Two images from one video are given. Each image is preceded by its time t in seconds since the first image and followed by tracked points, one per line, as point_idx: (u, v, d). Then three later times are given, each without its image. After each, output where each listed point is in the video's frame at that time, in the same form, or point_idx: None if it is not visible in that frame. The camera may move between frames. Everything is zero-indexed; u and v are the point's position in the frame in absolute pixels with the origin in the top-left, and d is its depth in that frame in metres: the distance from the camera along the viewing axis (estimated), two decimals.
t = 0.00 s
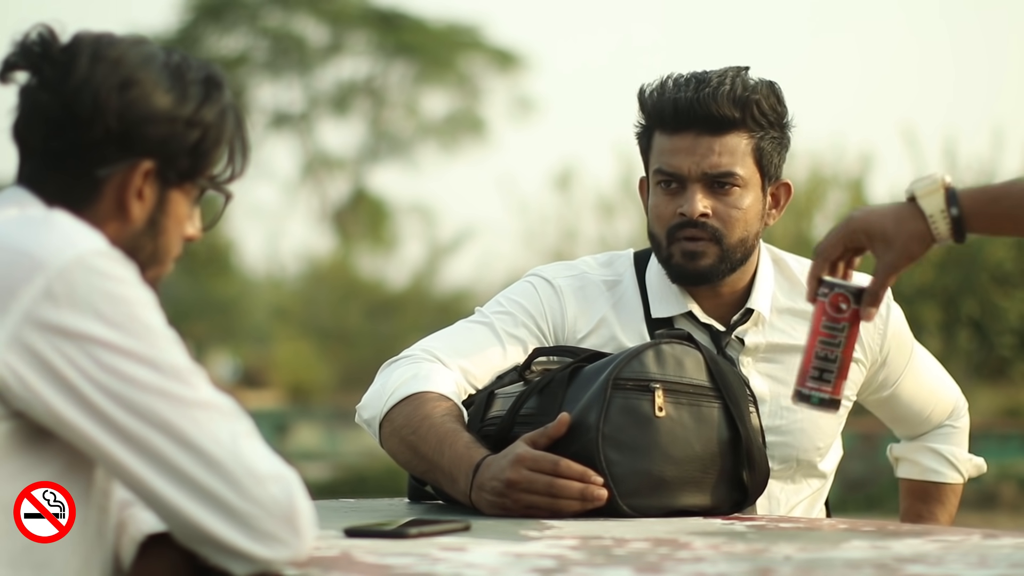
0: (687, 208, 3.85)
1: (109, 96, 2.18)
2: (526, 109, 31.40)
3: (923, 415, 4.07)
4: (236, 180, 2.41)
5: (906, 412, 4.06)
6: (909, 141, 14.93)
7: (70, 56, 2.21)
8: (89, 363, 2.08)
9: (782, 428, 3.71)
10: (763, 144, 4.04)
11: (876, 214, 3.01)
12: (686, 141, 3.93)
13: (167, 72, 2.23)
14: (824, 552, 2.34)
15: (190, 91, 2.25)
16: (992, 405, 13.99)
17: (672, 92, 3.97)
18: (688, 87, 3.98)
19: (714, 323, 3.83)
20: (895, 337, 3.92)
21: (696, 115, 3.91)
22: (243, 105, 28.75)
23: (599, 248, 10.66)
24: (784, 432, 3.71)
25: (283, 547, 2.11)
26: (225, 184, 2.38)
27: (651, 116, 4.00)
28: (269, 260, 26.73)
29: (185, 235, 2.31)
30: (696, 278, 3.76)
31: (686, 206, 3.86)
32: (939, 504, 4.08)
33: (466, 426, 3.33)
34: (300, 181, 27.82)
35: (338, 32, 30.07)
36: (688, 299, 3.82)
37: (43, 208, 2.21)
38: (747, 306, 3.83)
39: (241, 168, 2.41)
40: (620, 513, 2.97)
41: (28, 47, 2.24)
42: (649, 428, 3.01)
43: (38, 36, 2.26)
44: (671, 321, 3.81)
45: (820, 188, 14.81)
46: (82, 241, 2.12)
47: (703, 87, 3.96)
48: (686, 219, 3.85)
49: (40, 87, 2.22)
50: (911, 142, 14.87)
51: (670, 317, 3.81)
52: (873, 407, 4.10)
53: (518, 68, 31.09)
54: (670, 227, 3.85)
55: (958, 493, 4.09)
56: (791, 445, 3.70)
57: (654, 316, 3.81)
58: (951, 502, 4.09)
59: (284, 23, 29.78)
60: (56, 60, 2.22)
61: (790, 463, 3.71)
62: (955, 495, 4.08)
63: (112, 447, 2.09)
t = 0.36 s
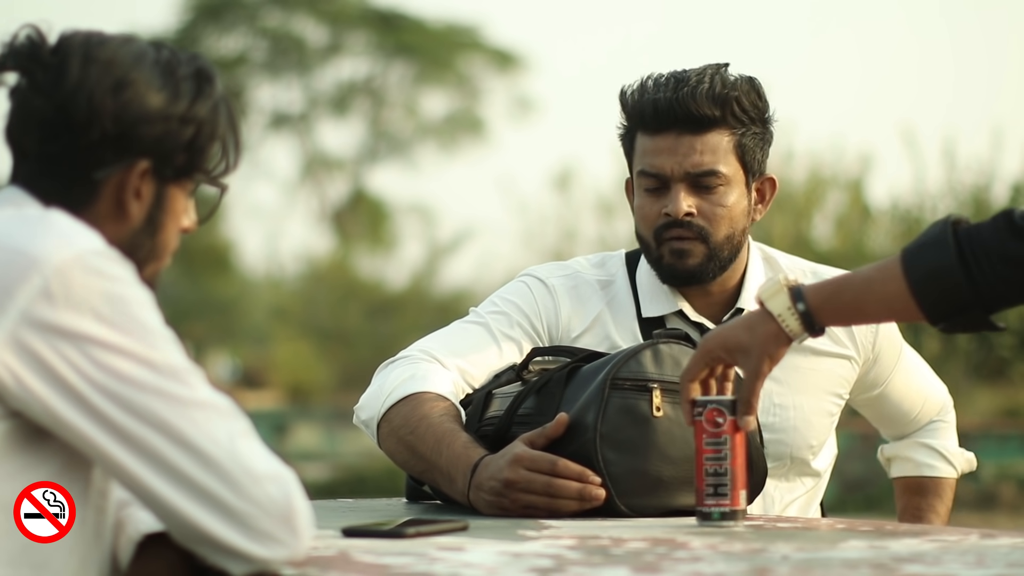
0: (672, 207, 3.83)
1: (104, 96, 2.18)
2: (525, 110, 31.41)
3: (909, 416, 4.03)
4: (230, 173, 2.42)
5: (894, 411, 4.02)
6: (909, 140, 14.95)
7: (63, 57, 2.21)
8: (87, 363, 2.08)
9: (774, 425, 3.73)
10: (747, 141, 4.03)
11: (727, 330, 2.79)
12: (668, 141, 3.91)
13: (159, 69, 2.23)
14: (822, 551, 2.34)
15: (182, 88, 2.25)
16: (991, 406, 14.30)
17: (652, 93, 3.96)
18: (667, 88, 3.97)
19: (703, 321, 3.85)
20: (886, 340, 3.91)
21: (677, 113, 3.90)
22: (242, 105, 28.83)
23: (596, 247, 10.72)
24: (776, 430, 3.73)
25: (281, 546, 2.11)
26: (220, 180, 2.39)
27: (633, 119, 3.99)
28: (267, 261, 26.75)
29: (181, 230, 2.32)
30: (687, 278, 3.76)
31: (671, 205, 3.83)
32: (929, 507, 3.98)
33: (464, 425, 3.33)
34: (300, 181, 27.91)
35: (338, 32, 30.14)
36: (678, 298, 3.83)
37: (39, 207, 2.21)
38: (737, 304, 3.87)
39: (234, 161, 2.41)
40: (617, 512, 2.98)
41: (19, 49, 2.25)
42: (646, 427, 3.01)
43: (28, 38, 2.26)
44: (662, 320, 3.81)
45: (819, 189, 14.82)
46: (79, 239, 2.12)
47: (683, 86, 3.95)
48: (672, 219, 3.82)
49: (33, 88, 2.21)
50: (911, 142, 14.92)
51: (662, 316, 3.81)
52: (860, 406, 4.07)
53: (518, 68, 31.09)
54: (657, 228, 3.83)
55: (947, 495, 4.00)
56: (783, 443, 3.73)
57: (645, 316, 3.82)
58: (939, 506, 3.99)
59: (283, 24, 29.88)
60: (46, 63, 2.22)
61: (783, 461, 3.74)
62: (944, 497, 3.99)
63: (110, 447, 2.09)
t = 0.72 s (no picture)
0: (682, 213, 3.81)
1: (97, 96, 2.18)
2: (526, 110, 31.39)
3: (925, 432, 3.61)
4: (229, 170, 2.42)
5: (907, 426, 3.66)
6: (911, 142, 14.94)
7: (56, 58, 2.21)
8: (86, 363, 2.08)
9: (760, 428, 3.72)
10: (749, 147, 4.03)
11: (729, 360, 2.73)
12: (678, 147, 3.90)
13: (152, 67, 2.23)
14: (824, 554, 2.34)
15: (175, 85, 2.25)
16: (991, 406, 14.32)
17: (660, 98, 3.95)
18: (675, 92, 3.96)
19: (689, 319, 3.83)
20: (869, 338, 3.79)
21: (687, 120, 3.88)
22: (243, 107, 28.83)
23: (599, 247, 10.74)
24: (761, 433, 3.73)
25: (281, 548, 2.11)
26: (217, 179, 2.39)
27: (638, 122, 3.97)
28: (268, 262, 26.75)
29: (182, 229, 2.32)
30: (694, 282, 3.77)
31: (681, 211, 3.82)
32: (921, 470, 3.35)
33: (465, 428, 3.33)
34: (300, 182, 27.92)
35: (338, 32, 30.10)
36: (664, 296, 3.83)
37: (39, 210, 2.21)
38: (721, 302, 3.83)
39: (231, 159, 2.41)
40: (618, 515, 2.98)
41: (12, 52, 2.25)
42: (647, 429, 3.01)
43: (21, 41, 2.26)
44: (651, 320, 3.81)
45: (820, 191, 14.85)
46: (80, 242, 2.12)
47: (691, 91, 3.94)
48: (682, 225, 3.80)
49: (28, 91, 2.22)
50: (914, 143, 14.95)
51: (649, 316, 3.82)
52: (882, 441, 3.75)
53: (519, 69, 31.09)
54: (664, 233, 3.81)
55: (951, 487, 3.37)
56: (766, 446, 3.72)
57: (632, 316, 3.82)
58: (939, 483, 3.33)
59: (283, 25, 29.85)
60: (39, 63, 2.22)
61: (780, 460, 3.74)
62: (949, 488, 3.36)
63: (110, 447, 2.09)
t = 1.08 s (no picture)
0: (723, 215, 3.73)
1: (94, 91, 2.18)
2: (526, 109, 31.40)
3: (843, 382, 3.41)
4: (230, 167, 2.41)
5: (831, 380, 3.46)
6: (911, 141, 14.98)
7: (52, 57, 2.21)
8: (89, 363, 2.09)
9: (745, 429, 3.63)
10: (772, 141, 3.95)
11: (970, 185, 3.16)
12: (717, 148, 3.78)
13: (148, 64, 2.23)
14: (826, 556, 2.34)
15: (172, 80, 2.25)
16: (992, 406, 14.22)
17: (696, 99, 3.83)
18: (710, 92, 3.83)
19: (683, 318, 3.81)
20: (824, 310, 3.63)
21: (727, 122, 3.75)
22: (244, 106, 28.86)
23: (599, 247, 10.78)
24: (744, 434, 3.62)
25: (285, 548, 2.11)
26: (219, 176, 2.38)
27: (671, 122, 3.87)
28: (268, 261, 26.74)
29: (186, 229, 2.32)
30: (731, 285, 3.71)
31: (722, 214, 3.74)
32: (818, 428, 3.13)
33: (466, 432, 3.34)
34: (301, 181, 27.96)
35: (339, 32, 30.11)
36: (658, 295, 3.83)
37: (42, 211, 2.21)
38: (715, 296, 3.79)
39: (233, 156, 2.41)
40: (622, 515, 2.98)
41: (9, 52, 2.25)
42: (648, 430, 3.00)
43: (16, 41, 2.26)
44: (644, 317, 3.81)
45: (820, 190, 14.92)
46: (83, 242, 2.12)
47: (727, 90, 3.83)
48: (723, 228, 3.73)
49: (25, 90, 2.22)
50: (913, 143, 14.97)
51: (642, 313, 3.81)
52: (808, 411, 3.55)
53: (519, 68, 31.15)
54: (703, 237, 3.75)
55: (849, 446, 3.15)
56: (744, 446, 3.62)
57: (625, 314, 3.81)
58: (836, 441, 3.12)
59: (284, 24, 29.84)
60: (35, 62, 2.23)
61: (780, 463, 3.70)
62: (845, 449, 3.14)
63: (112, 447, 2.09)
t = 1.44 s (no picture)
0: (768, 209, 3.85)
1: (92, 92, 2.18)
2: (526, 109, 31.37)
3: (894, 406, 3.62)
4: (231, 167, 2.41)
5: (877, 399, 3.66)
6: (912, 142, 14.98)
7: (50, 57, 2.21)
8: (91, 365, 2.09)
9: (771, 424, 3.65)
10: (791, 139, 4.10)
11: None
12: (761, 143, 3.90)
13: (146, 64, 2.23)
14: (828, 556, 2.34)
15: (171, 79, 2.24)
16: (993, 406, 14.38)
17: (741, 94, 3.91)
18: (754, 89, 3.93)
19: (703, 313, 3.85)
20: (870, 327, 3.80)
21: (774, 117, 3.87)
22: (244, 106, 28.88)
23: (597, 248, 10.82)
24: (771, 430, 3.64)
25: (285, 550, 2.12)
26: (219, 175, 2.38)
27: (715, 118, 3.93)
28: (268, 262, 26.78)
29: (188, 230, 2.32)
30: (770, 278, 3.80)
31: (766, 207, 3.85)
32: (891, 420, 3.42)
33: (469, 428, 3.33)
34: (301, 182, 27.95)
35: (339, 32, 30.10)
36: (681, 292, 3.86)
37: (44, 213, 2.21)
38: (737, 293, 3.84)
39: (234, 156, 2.41)
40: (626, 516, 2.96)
41: (7, 54, 2.24)
42: (652, 432, 3.01)
43: (16, 44, 2.26)
44: (659, 315, 3.82)
45: (821, 191, 14.90)
46: (83, 244, 2.12)
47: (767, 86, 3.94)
48: (766, 220, 3.84)
49: (25, 93, 2.22)
50: (913, 143, 14.97)
51: (659, 310, 3.82)
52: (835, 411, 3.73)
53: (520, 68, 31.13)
54: (749, 231, 3.83)
55: (911, 444, 3.44)
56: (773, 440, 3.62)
57: (645, 308, 3.83)
58: (902, 431, 3.41)
59: (285, 24, 29.84)
60: (33, 62, 2.22)
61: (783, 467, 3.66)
62: (911, 447, 3.44)
63: (113, 450, 2.09)
